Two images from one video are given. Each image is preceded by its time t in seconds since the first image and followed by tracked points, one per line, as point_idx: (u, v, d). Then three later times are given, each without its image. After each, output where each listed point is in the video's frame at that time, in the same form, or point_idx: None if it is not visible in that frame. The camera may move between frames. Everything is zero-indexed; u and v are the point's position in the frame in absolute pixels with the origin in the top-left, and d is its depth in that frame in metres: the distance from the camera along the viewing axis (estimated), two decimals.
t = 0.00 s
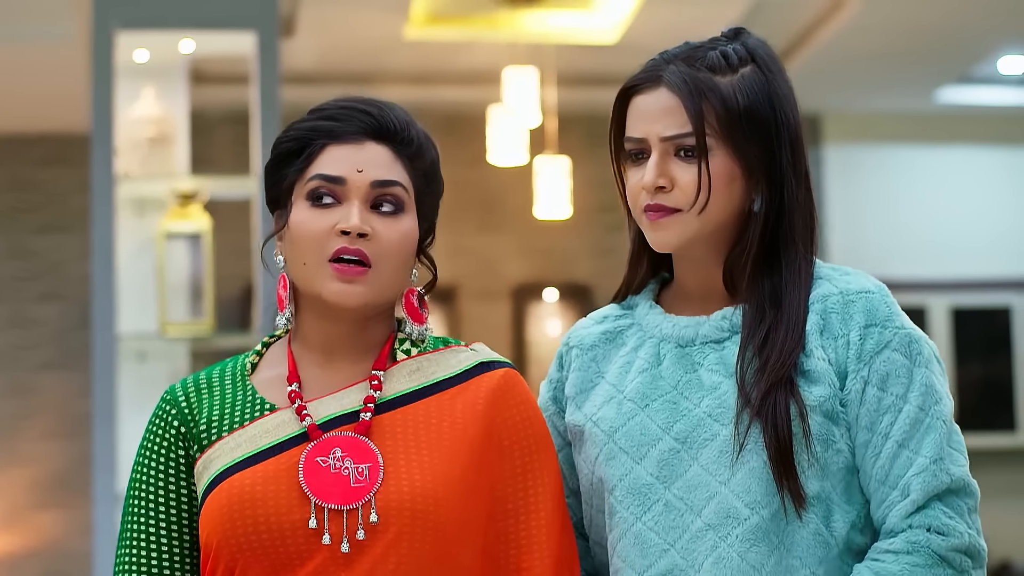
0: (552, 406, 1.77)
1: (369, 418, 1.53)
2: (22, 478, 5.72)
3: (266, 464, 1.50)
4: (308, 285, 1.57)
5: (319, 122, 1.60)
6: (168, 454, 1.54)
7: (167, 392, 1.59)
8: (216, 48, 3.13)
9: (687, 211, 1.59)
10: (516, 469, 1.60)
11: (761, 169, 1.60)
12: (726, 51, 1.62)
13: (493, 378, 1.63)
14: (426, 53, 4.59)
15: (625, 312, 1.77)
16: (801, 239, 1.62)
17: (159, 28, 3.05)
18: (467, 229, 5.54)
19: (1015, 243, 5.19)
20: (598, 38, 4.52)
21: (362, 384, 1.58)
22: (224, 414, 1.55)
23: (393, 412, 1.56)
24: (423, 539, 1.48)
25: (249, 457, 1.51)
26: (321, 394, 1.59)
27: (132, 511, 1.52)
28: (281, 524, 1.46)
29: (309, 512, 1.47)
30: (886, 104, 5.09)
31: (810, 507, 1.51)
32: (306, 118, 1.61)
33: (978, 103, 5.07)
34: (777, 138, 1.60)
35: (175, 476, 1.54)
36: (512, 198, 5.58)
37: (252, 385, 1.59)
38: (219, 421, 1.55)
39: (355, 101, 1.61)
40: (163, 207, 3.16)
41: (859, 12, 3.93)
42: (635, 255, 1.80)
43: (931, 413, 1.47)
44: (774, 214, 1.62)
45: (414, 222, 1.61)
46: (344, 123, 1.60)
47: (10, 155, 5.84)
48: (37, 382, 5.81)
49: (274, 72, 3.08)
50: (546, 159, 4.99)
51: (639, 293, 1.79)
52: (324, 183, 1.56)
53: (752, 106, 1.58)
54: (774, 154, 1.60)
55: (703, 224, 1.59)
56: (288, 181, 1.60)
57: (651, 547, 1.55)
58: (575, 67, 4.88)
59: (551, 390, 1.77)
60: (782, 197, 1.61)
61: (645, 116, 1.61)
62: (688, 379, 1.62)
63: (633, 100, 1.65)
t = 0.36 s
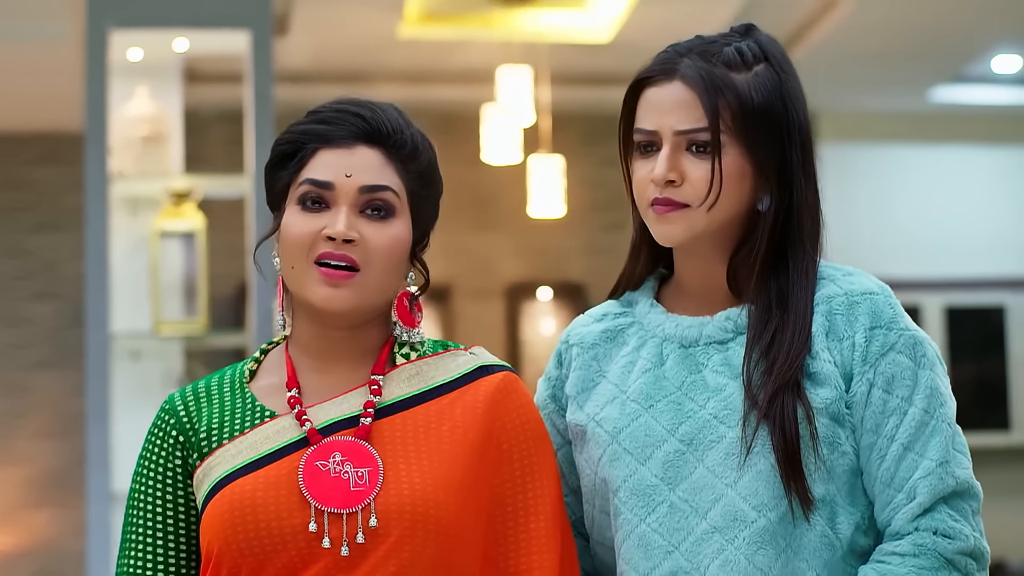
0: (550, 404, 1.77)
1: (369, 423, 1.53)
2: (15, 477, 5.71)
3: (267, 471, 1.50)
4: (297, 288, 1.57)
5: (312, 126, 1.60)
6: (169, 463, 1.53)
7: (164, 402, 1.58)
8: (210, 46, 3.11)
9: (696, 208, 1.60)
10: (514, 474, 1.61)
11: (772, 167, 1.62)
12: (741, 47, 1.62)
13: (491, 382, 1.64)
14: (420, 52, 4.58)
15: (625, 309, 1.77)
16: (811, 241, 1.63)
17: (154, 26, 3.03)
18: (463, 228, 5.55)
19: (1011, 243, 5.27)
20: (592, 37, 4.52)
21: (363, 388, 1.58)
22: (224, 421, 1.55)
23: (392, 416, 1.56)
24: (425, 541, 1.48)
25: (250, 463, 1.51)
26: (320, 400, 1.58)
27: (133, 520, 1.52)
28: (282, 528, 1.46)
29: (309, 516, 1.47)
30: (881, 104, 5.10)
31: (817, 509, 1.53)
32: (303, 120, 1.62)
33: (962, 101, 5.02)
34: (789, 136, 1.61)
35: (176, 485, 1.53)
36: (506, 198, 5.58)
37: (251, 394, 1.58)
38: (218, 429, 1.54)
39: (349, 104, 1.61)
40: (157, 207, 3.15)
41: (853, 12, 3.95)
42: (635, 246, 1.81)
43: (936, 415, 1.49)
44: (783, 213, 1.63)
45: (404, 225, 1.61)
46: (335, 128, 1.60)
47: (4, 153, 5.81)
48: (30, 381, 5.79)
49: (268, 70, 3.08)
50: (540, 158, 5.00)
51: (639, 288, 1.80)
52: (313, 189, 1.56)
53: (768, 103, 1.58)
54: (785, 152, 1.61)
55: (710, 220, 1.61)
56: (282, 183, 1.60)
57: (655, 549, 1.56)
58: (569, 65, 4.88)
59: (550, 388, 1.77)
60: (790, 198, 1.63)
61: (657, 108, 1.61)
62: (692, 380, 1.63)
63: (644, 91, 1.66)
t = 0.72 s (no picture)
0: (547, 411, 1.76)
1: (354, 422, 1.54)
2: (12, 477, 5.70)
3: (250, 468, 1.50)
4: (292, 285, 1.57)
5: (307, 124, 1.59)
6: (146, 462, 1.53)
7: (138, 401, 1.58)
8: (208, 47, 3.12)
9: (723, 193, 1.62)
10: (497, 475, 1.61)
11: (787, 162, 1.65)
12: (752, 47, 1.67)
13: (472, 383, 1.64)
14: (418, 53, 4.58)
15: (620, 315, 1.77)
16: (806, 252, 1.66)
17: (148, 27, 3.05)
18: (459, 229, 5.54)
19: (1008, 243, 5.26)
20: (590, 38, 4.52)
21: (345, 388, 1.59)
22: (201, 419, 1.55)
23: (376, 416, 1.57)
24: (412, 541, 1.49)
25: (232, 460, 1.51)
26: (301, 399, 1.59)
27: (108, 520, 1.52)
28: (268, 525, 1.46)
29: (296, 513, 1.47)
30: (879, 104, 5.09)
31: (816, 511, 1.53)
32: (298, 116, 1.60)
33: (961, 102, 5.04)
34: (800, 135, 1.66)
35: (155, 483, 1.53)
36: (503, 198, 5.57)
37: (228, 391, 1.58)
38: (197, 427, 1.54)
39: (344, 103, 1.60)
40: (155, 207, 3.14)
41: (852, 12, 3.95)
42: (622, 251, 1.81)
43: (932, 414, 1.50)
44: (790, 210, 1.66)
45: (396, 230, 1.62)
46: (334, 126, 1.59)
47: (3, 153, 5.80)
48: (28, 381, 5.79)
49: (265, 72, 3.08)
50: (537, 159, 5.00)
51: (632, 292, 1.81)
52: (312, 189, 1.56)
53: (785, 99, 1.64)
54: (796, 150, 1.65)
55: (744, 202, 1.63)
56: (274, 182, 1.59)
57: (656, 555, 1.56)
58: (567, 66, 4.89)
59: (546, 395, 1.76)
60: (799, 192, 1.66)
61: (686, 94, 1.64)
62: (690, 386, 1.63)
63: (661, 80, 1.68)
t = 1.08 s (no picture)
0: (547, 412, 1.75)
1: (348, 417, 1.56)
2: (13, 478, 5.71)
3: (246, 460, 1.50)
4: (313, 276, 1.57)
5: (315, 116, 1.60)
6: (132, 449, 1.50)
7: (118, 386, 1.55)
8: (208, 47, 3.11)
9: (715, 196, 1.62)
10: (481, 474, 1.65)
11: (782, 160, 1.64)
12: (740, 44, 1.67)
13: (454, 383, 1.67)
14: (418, 53, 4.58)
15: (620, 316, 1.77)
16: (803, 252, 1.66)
17: (150, 27, 3.05)
18: (459, 230, 5.53)
19: (1008, 244, 5.25)
20: (591, 39, 4.51)
21: (335, 383, 1.61)
22: (190, 409, 1.54)
23: (366, 413, 1.59)
24: (405, 538, 1.51)
25: (227, 452, 1.51)
26: (291, 392, 1.59)
27: (86, 506, 1.47)
28: (266, 518, 1.47)
29: (296, 508, 1.48)
30: (880, 104, 5.09)
31: (815, 510, 1.53)
32: (299, 110, 1.61)
33: (963, 104, 5.04)
34: (791, 132, 1.65)
35: (139, 471, 1.50)
36: (504, 198, 5.55)
37: (215, 382, 1.58)
38: (187, 416, 1.53)
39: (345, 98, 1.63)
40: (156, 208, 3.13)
41: (853, 12, 3.95)
42: (622, 258, 1.81)
43: (931, 414, 1.50)
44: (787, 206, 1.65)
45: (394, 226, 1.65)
46: (343, 120, 1.61)
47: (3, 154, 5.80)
48: (28, 382, 5.80)
49: (266, 72, 3.08)
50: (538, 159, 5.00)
51: (632, 295, 1.80)
52: (334, 179, 1.57)
53: (774, 97, 1.63)
54: (790, 147, 1.65)
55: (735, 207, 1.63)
56: (285, 172, 1.58)
57: (655, 554, 1.56)
58: (567, 67, 4.88)
59: (546, 396, 1.76)
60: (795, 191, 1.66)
61: (671, 99, 1.64)
62: (689, 385, 1.63)
63: (650, 84, 1.68)
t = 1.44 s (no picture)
0: (555, 411, 1.75)
1: (351, 419, 1.56)
2: (18, 479, 5.72)
3: (253, 462, 1.51)
4: (321, 287, 1.56)
5: (334, 126, 1.60)
6: (135, 453, 1.49)
7: (115, 389, 1.53)
8: (211, 49, 3.11)
9: (698, 199, 1.61)
10: (481, 482, 1.65)
11: (774, 160, 1.63)
12: (738, 46, 1.66)
13: (447, 389, 1.68)
14: (423, 54, 4.58)
15: (629, 315, 1.77)
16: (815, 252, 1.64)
17: (154, 30, 3.06)
18: (462, 231, 5.52)
19: (1011, 245, 5.25)
20: (595, 40, 4.50)
21: (335, 386, 1.61)
22: (192, 412, 1.53)
23: (367, 417, 1.60)
24: (410, 539, 1.52)
25: (233, 455, 1.51)
26: (294, 395, 1.59)
27: (93, 510, 1.46)
28: (275, 521, 1.47)
29: (307, 510, 1.49)
30: (884, 105, 5.09)
31: (822, 511, 1.52)
32: (313, 117, 1.61)
33: (965, 105, 5.09)
34: (788, 134, 1.63)
35: (143, 474, 1.49)
36: (508, 199, 5.53)
37: (215, 385, 1.57)
38: (189, 419, 1.53)
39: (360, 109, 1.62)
40: (158, 209, 3.13)
41: (856, 13, 3.94)
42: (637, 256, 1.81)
43: (940, 417, 1.50)
44: (786, 210, 1.64)
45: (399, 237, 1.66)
46: (356, 130, 1.61)
47: (6, 156, 5.81)
48: (32, 384, 5.80)
49: (269, 74, 3.08)
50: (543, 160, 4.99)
51: (641, 295, 1.79)
52: (348, 193, 1.57)
53: (763, 98, 1.62)
54: (785, 148, 1.63)
55: (725, 209, 1.63)
56: (301, 181, 1.57)
57: (661, 552, 1.55)
58: (571, 68, 4.88)
59: (555, 395, 1.76)
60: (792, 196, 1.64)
61: (657, 102, 1.65)
62: (698, 384, 1.62)
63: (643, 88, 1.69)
